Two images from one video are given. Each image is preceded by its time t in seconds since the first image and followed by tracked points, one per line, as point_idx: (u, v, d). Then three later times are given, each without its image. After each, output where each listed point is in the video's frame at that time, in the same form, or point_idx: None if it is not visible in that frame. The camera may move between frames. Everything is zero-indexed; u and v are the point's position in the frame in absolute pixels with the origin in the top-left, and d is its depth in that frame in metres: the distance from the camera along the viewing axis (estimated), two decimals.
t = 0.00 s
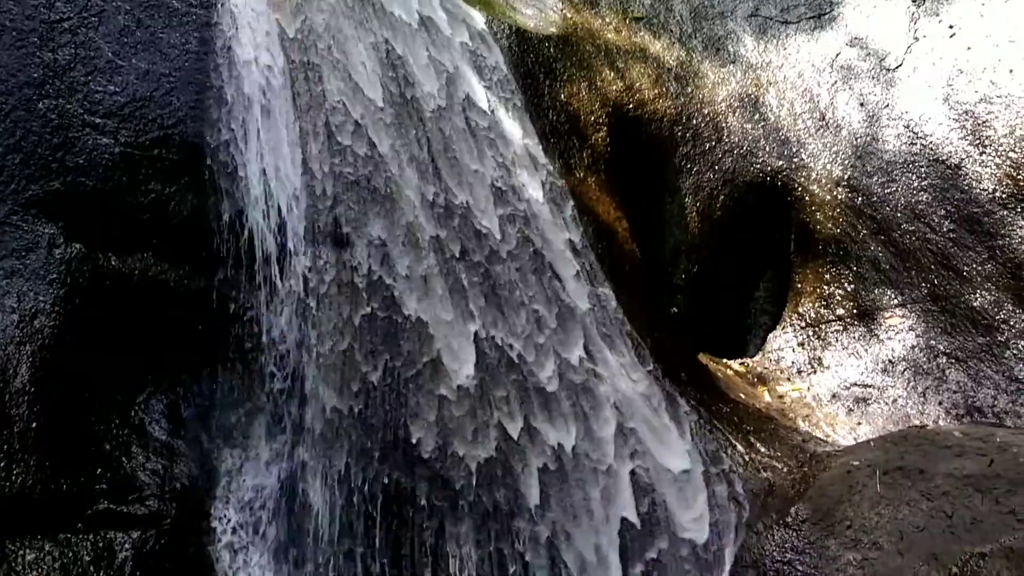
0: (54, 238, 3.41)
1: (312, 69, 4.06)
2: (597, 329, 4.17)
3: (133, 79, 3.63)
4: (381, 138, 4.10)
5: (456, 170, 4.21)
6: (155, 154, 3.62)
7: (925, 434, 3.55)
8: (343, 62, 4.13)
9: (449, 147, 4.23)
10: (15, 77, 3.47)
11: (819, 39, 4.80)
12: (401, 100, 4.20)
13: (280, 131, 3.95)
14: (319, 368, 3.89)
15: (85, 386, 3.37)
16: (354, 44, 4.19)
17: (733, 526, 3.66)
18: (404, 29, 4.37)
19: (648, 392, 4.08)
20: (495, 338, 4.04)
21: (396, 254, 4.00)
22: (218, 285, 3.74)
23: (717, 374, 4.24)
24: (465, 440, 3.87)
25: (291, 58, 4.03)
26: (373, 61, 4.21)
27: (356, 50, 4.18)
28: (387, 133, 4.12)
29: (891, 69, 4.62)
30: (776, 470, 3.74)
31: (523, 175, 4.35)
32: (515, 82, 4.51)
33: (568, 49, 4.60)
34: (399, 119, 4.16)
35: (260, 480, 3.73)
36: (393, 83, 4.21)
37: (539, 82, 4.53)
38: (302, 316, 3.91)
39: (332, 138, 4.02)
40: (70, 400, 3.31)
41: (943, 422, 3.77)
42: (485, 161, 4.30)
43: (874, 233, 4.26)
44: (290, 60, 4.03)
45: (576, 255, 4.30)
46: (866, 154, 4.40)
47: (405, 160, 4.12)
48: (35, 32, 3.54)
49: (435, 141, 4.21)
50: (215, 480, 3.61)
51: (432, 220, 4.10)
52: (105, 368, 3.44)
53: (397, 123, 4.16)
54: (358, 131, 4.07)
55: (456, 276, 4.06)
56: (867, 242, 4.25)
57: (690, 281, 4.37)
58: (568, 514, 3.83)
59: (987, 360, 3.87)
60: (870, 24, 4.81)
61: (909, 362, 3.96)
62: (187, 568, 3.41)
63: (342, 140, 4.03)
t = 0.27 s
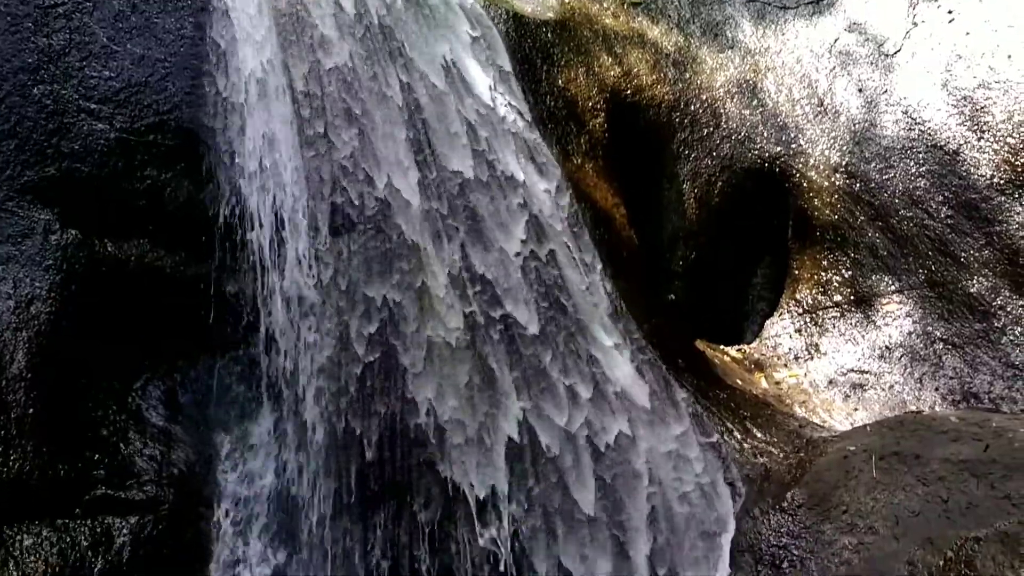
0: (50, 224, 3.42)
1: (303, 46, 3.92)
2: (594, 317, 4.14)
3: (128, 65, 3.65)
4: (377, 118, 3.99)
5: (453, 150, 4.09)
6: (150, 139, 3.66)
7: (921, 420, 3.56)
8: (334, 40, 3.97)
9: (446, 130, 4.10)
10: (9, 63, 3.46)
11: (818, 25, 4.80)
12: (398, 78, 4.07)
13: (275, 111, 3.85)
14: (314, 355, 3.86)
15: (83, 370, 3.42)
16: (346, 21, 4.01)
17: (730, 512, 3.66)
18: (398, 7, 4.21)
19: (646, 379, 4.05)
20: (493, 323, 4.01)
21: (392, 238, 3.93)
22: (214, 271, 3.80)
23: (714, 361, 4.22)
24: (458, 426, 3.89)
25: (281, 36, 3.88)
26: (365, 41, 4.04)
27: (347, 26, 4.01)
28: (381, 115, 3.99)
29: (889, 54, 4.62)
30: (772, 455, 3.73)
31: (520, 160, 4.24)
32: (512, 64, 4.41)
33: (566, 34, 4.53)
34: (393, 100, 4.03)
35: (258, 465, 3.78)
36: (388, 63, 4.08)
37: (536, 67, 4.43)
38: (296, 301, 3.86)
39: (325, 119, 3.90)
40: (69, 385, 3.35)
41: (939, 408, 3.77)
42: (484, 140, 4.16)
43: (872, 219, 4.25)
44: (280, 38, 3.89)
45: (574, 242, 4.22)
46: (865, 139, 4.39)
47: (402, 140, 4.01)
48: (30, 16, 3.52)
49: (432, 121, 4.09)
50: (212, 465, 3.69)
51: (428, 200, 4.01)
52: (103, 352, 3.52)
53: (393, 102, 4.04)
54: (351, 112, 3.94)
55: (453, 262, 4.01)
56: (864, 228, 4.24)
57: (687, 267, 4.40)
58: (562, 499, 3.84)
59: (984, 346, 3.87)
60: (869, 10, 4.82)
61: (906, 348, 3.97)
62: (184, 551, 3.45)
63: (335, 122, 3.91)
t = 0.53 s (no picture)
0: (45, 210, 3.38)
1: (301, 34, 3.93)
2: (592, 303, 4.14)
3: (123, 49, 3.61)
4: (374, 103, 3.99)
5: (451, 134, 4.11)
6: (146, 124, 3.61)
7: (917, 406, 3.53)
8: (333, 27, 3.98)
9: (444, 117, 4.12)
10: (4, 47, 3.43)
11: (817, 11, 4.79)
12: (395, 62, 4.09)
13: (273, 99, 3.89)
14: (312, 342, 3.88)
15: (80, 357, 3.37)
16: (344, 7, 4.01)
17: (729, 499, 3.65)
18: None
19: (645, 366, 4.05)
20: (491, 309, 4.00)
21: (389, 226, 3.95)
22: (211, 258, 3.74)
23: (711, 348, 4.25)
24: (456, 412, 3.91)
25: (279, 24, 3.92)
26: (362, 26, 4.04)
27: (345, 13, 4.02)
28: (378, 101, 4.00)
29: (889, 41, 4.61)
30: (769, 441, 3.75)
31: (519, 146, 4.25)
32: (510, 50, 4.43)
33: (564, 19, 4.53)
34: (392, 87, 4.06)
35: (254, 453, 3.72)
36: (385, 50, 4.09)
37: (535, 53, 4.45)
38: (295, 287, 3.88)
39: (323, 106, 3.91)
40: (65, 371, 3.30)
41: (936, 394, 3.77)
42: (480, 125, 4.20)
43: (870, 206, 4.24)
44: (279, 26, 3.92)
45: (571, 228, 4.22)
46: (864, 126, 4.39)
47: (400, 125, 4.03)
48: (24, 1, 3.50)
49: (429, 107, 4.10)
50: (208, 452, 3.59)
51: (426, 186, 4.02)
52: (99, 339, 3.45)
53: (390, 88, 4.05)
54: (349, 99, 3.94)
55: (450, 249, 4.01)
56: (862, 215, 4.24)
57: (686, 255, 4.41)
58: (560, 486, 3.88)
59: (981, 333, 3.87)
60: None
61: (903, 335, 3.96)
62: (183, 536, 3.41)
63: (332, 110, 3.92)
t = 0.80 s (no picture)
0: (39, 194, 3.39)
1: (296, 18, 3.89)
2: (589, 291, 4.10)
3: (117, 33, 3.61)
4: (370, 87, 3.96)
5: (446, 119, 4.06)
6: (141, 109, 3.63)
7: (914, 391, 3.50)
8: (328, 12, 3.94)
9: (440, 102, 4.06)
10: None
11: None
12: (390, 45, 4.02)
13: (268, 83, 3.86)
14: (308, 328, 3.86)
15: (76, 342, 3.41)
16: None
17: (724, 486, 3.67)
18: None
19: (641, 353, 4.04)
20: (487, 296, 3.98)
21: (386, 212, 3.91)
22: (206, 242, 3.79)
23: (707, 335, 4.22)
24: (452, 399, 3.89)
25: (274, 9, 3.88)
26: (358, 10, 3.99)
27: None
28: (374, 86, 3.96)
29: (887, 27, 4.60)
30: (764, 428, 3.75)
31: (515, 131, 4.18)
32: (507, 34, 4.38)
33: (563, 3, 4.47)
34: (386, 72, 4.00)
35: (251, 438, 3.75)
36: (381, 32, 4.01)
37: (532, 37, 4.39)
38: (291, 273, 3.87)
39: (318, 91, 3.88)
40: (62, 356, 3.34)
41: (932, 380, 3.77)
42: (478, 109, 4.13)
43: (868, 193, 4.24)
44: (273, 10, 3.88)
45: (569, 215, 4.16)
46: (863, 112, 4.37)
47: (395, 110, 3.98)
48: None
49: (424, 92, 4.05)
50: (205, 435, 3.64)
51: (423, 171, 3.98)
52: (95, 323, 3.50)
53: (384, 72, 3.98)
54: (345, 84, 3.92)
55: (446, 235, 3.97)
56: (860, 202, 4.23)
57: (683, 242, 4.42)
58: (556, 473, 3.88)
59: (978, 320, 3.87)
60: None
61: (900, 322, 3.96)
62: (179, 525, 3.44)
63: (327, 95, 3.89)
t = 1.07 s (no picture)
0: (34, 179, 3.34)
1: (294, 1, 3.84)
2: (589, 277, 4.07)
3: (112, 17, 3.56)
4: (368, 72, 3.92)
5: (445, 104, 4.02)
6: (137, 94, 3.59)
7: (912, 378, 3.48)
8: None
9: (439, 87, 4.03)
10: None
11: None
12: (388, 28, 3.98)
13: (265, 68, 3.82)
14: (307, 316, 3.85)
15: (71, 328, 3.37)
16: None
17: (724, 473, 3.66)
18: None
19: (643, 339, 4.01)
20: (487, 283, 3.96)
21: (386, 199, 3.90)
22: (203, 228, 3.74)
23: (705, 322, 4.21)
24: (451, 386, 3.92)
25: None
26: None
27: None
28: (372, 71, 3.92)
29: (888, 12, 4.57)
30: (763, 414, 3.75)
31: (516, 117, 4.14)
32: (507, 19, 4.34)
33: None
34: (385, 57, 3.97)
35: (250, 426, 3.73)
36: (379, 15, 3.96)
37: (530, 23, 4.39)
38: (289, 260, 3.84)
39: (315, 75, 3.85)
40: (57, 343, 3.30)
41: (930, 368, 3.77)
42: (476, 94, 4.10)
43: (868, 179, 4.22)
44: None
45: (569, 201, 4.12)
46: (862, 98, 4.35)
47: (393, 94, 3.92)
48: None
49: (423, 76, 4.01)
50: (201, 423, 3.59)
51: (422, 156, 3.94)
52: (90, 310, 3.45)
53: (382, 57, 3.95)
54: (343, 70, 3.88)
55: (446, 222, 3.95)
56: (859, 189, 4.22)
57: (681, 229, 4.41)
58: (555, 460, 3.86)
59: (977, 308, 3.85)
60: None
61: (899, 309, 3.95)
62: (177, 512, 3.40)
63: (325, 80, 3.85)
